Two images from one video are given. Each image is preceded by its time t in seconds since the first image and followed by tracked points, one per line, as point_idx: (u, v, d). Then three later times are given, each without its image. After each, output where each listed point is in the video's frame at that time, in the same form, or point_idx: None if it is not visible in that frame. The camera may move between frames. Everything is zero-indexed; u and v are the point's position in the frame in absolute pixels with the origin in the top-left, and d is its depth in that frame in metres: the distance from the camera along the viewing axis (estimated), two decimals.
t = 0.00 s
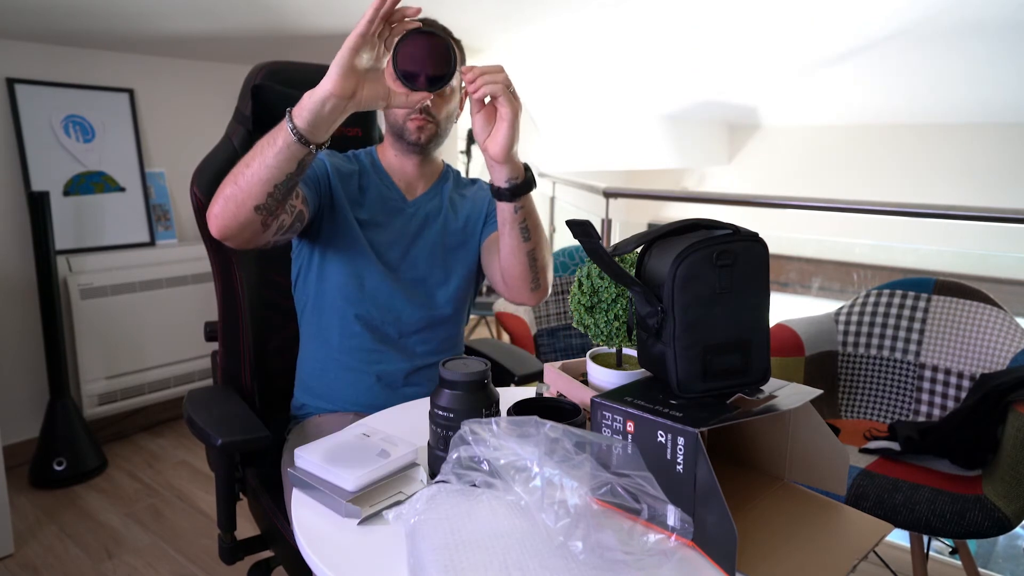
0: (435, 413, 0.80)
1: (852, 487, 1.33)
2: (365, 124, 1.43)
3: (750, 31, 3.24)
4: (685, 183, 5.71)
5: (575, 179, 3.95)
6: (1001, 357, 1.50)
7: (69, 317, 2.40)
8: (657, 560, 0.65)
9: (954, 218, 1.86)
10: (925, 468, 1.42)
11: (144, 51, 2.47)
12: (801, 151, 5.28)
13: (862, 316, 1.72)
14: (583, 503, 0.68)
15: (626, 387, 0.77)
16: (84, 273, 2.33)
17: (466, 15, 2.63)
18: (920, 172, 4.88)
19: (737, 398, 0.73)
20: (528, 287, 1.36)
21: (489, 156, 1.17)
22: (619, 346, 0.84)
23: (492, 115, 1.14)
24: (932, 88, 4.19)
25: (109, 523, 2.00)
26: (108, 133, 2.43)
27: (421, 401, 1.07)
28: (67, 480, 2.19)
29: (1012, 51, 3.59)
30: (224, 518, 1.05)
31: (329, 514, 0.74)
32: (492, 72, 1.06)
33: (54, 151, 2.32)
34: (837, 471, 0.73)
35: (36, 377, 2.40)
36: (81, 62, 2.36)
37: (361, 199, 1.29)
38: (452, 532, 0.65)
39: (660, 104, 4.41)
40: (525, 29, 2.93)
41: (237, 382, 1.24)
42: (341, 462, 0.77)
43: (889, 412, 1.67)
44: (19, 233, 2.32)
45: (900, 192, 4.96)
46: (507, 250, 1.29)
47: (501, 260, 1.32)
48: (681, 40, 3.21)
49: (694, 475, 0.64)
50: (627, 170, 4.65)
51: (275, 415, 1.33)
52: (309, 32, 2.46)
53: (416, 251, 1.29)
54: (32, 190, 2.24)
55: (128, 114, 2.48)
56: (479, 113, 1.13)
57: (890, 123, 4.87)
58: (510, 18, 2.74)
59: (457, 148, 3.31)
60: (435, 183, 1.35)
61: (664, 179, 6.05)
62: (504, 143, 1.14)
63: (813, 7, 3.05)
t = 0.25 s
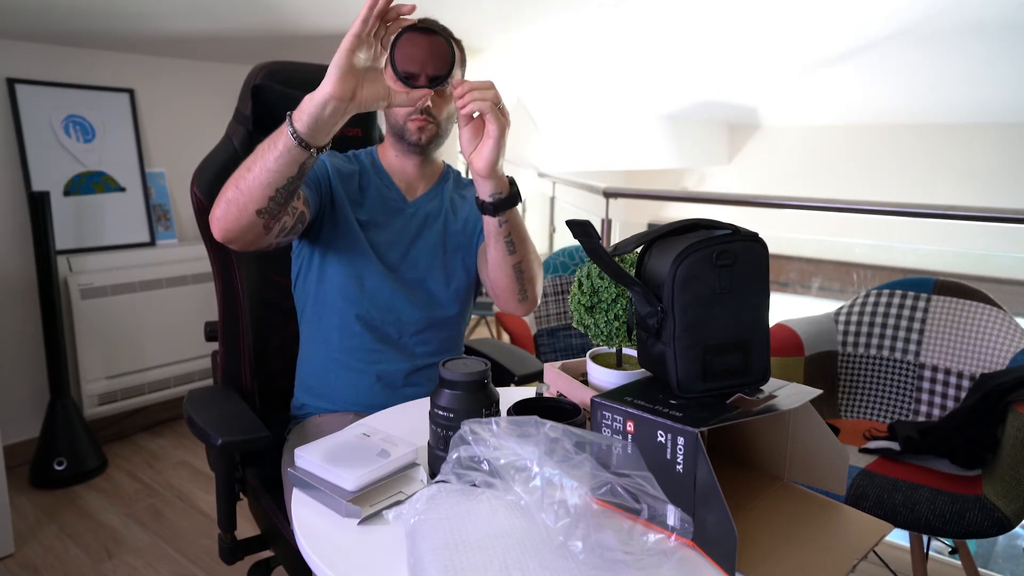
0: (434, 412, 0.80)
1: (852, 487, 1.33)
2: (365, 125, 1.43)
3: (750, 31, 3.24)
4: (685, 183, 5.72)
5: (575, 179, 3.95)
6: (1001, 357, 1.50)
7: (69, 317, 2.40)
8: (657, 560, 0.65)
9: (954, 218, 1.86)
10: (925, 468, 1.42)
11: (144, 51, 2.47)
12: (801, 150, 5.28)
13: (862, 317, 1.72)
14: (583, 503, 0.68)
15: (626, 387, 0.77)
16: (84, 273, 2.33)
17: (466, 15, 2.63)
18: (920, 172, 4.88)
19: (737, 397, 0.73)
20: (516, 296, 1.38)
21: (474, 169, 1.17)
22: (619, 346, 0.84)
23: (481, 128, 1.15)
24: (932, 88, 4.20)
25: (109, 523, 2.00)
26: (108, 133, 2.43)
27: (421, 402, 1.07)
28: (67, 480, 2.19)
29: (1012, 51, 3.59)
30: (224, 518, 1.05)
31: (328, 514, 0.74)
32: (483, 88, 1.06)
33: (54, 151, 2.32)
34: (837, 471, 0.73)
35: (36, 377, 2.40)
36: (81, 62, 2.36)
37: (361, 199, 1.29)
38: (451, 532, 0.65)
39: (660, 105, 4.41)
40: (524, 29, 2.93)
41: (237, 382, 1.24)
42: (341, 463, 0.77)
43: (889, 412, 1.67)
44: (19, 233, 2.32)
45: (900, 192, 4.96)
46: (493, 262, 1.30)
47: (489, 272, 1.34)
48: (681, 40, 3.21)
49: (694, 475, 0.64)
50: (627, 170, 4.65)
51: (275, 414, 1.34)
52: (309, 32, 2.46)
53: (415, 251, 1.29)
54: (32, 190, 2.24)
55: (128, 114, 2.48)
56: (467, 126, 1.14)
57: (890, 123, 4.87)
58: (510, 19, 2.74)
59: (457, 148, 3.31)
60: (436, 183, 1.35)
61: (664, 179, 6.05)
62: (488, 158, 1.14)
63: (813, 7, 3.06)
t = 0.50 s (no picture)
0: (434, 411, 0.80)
1: (852, 487, 1.33)
2: (365, 124, 1.43)
3: (750, 31, 3.24)
4: (685, 183, 5.72)
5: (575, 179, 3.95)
6: (1001, 357, 1.50)
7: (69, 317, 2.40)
8: (657, 560, 0.65)
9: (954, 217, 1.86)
10: (925, 468, 1.42)
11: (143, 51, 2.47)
12: (801, 150, 5.28)
13: (863, 317, 1.72)
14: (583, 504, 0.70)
15: (626, 387, 0.77)
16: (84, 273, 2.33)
17: (466, 14, 2.63)
18: (920, 172, 4.88)
19: (737, 398, 0.73)
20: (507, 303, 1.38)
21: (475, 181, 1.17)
22: (619, 346, 0.84)
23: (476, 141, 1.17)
24: (932, 88, 4.20)
25: (109, 524, 2.00)
26: (108, 133, 2.43)
27: (422, 402, 1.07)
28: (66, 480, 2.19)
29: (1012, 51, 3.59)
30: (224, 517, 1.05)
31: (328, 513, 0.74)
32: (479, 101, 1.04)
33: (54, 151, 2.32)
34: (838, 472, 0.73)
35: (36, 377, 2.40)
36: (81, 62, 2.36)
37: (361, 200, 1.29)
38: (451, 533, 0.65)
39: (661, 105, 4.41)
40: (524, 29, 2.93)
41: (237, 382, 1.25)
42: (342, 463, 0.77)
43: (889, 412, 1.67)
44: (19, 233, 2.32)
45: (900, 192, 4.96)
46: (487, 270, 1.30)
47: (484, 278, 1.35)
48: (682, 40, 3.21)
49: (694, 475, 0.64)
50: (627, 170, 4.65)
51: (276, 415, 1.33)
52: (309, 32, 2.46)
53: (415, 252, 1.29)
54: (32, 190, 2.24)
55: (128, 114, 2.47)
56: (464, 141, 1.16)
57: (890, 123, 4.87)
58: (510, 18, 2.74)
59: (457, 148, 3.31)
60: (436, 182, 1.34)
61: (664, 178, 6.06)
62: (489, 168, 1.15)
63: (813, 7, 3.06)
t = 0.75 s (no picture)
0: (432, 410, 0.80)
1: (852, 487, 1.33)
2: (365, 124, 1.43)
3: (749, 31, 3.24)
4: (685, 183, 5.72)
5: (575, 179, 3.96)
6: (1001, 357, 1.50)
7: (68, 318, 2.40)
8: (657, 560, 0.65)
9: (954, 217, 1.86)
10: (925, 468, 1.42)
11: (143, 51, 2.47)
12: (801, 150, 5.28)
13: (863, 317, 1.72)
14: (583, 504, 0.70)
15: (626, 387, 0.77)
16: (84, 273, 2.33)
17: (466, 14, 2.63)
18: (920, 173, 4.88)
19: (737, 398, 0.73)
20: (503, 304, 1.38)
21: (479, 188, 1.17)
22: (619, 346, 0.83)
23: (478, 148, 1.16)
24: (932, 88, 4.20)
25: (109, 523, 2.00)
26: (108, 133, 2.43)
27: (422, 403, 1.07)
28: (66, 480, 2.19)
29: (1012, 52, 3.59)
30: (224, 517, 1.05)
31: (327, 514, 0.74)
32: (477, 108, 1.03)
33: (54, 151, 2.32)
34: (837, 471, 0.73)
35: (36, 377, 2.40)
36: (81, 61, 2.36)
37: (361, 201, 1.29)
38: (451, 534, 0.65)
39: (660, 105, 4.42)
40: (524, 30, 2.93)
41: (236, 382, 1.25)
42: (341, 463, 0.77)
43: (889, 412, 1.67)
44: (19, 233, 2.32)
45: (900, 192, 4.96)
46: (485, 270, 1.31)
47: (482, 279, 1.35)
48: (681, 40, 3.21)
49: (694, 475, 0.64)
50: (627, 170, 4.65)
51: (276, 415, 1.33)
52: (309, 31, 2.46)
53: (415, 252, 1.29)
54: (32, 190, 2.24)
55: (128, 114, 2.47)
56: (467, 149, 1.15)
57: (890, 123, 4.87)
58: (510, 18, 2.74)
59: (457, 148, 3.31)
60: (436, 183, 1.34)
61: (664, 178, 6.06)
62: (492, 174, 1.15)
63: (812, 7, 3.06)
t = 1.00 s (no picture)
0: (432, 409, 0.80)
1: (852, 487, 1.33)
2: (365, 124, 1.43)
3: (749, 31, 3.24)
4: (685, 183, 5.73)
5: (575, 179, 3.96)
6: (1001, 357, 1.50)
7: (68, 318, 2.40)
8: (657, 560, 0.65)
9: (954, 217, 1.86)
10: (925, 468, 1.42)
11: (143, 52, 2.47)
12: (801, 150, 5.28)
13: (863, 317, 1.72)
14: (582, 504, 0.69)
15: (625, 387, 0.77)
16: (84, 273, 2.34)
17: (466, 14, 2.63)
18: (920, 173, 4.88)
19: (737, 398, 0.73)
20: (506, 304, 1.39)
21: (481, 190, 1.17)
22: (619, 346, 0.83)
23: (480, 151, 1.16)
24: (932, 88, 4.20)
25: (109, 523, 2.00)
26: (108, 133, 2.43)
27: (421, 403, 1.07)
28: (66, 480, 2.19)
29: (1011, 52, 3.59)
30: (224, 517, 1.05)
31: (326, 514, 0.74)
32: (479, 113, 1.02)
33: (54, 151, 2.32)
34: (837, 471, 0.73)
35: (36, 377, 2.40)
36: (81, 61, 2.36)
37: (361, 201, 1.29)
38: (450, 533, 0.65)
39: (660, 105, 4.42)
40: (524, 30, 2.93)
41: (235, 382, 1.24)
42: (340, 463, 0.77)
43: (889, 412, 1.67)
44: (19, 233, 2.32)
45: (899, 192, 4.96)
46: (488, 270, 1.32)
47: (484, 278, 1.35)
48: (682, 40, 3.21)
49: (694, 475, 0.64)
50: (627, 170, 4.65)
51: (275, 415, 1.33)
52: (309, 31, 2.46)
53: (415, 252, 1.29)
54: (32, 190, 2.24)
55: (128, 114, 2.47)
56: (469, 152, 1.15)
57: (890, 123, 4.87)
58: (510, 18, 2.74)
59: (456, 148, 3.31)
60: (436, 183, 1.34)
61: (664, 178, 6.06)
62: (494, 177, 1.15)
63: (812, 7, 3.06)
